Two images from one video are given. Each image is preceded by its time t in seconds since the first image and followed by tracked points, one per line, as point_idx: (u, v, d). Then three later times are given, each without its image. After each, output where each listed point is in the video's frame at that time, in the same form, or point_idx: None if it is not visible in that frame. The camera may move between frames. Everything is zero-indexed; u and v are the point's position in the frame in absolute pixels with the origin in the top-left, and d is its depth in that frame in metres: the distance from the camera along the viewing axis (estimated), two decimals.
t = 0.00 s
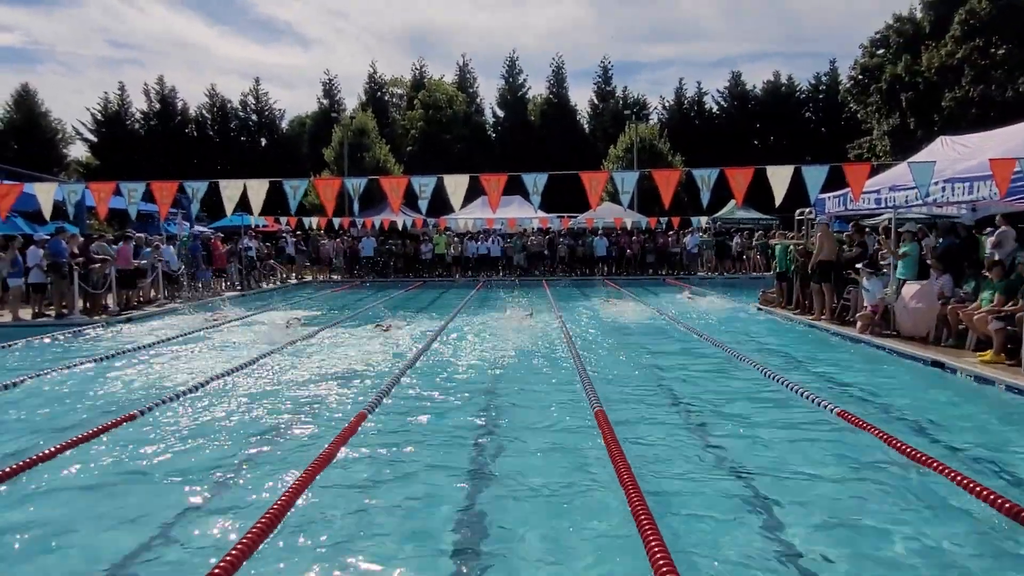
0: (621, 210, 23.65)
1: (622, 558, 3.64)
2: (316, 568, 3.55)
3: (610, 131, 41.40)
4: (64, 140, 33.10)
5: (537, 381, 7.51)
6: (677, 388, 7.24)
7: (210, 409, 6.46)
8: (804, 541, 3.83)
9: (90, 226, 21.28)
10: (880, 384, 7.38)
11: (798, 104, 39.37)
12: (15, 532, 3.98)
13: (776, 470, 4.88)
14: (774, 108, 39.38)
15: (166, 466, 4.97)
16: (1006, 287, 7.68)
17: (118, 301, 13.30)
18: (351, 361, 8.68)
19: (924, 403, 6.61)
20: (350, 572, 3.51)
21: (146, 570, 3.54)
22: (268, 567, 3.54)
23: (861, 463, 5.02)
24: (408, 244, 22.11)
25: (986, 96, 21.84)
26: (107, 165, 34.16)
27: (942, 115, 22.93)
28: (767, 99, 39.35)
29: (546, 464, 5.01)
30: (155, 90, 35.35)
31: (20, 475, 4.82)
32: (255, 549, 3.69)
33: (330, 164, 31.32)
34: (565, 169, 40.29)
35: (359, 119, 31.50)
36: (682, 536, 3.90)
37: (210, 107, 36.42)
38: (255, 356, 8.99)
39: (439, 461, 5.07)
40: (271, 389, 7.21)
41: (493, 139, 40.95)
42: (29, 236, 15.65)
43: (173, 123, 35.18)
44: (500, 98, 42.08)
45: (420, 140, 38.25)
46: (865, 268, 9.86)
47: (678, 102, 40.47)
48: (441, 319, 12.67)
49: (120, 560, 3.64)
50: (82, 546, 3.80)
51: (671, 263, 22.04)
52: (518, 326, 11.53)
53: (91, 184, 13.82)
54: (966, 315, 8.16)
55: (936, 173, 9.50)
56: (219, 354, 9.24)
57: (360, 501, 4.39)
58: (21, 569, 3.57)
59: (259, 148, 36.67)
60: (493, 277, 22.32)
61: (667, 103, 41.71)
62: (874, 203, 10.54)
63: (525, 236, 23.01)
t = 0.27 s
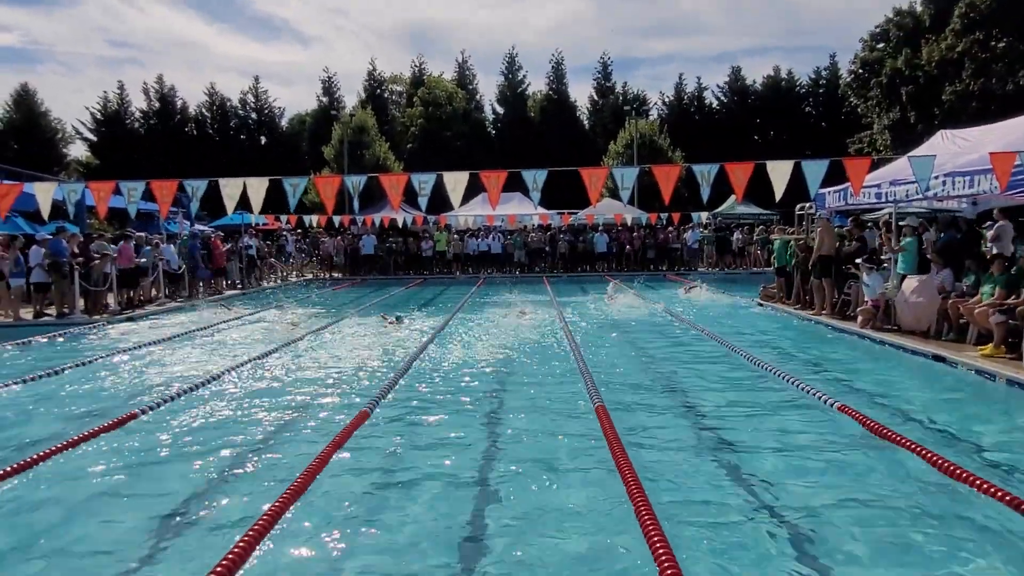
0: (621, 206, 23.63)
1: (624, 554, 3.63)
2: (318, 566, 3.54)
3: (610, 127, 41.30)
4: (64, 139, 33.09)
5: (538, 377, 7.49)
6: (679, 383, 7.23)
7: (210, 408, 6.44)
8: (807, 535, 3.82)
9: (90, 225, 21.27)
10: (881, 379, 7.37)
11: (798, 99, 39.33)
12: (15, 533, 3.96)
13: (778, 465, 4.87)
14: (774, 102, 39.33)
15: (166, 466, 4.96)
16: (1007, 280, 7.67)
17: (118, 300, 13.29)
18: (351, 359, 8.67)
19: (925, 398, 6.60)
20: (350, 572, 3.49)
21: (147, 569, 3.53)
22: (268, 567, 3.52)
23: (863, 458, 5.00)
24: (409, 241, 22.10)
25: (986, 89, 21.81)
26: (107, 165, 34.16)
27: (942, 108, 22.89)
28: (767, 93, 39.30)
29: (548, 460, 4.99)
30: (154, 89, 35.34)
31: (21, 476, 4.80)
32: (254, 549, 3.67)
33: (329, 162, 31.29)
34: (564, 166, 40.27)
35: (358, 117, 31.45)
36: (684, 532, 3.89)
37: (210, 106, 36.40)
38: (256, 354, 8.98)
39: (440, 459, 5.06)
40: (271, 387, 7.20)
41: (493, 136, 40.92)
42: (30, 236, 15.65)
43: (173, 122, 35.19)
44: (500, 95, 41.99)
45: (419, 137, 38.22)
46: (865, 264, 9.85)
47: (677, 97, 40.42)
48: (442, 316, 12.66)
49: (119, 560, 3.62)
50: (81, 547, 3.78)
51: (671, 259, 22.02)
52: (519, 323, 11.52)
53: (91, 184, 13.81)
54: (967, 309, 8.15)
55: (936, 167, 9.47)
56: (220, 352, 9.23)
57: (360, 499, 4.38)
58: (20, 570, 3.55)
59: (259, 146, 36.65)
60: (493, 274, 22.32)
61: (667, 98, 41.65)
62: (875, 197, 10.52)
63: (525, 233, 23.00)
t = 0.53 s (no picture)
0: (621, 207, 23.65)
1: (622, 555, 3.64)
2: (317, 565, 3.55)
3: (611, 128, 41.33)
4: (64, 138, 33.10)
5: (539, 378, 7.50)
6: (679, 385, 7.24)
7: (211, 407, 6.44)
8: (805, 537, 3.84)
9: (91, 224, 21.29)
10: (881, 381, 7.37)
11: (799, 101, 39.34)
12: (16, 532, 3.96)
13: (776, 467, 4.88)
14: (775, 104, 39.35)
15: (167, 464, 4.97)
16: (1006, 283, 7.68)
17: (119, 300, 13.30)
18: (351, 359, 8.68)
19: (925, 400, 6.61)
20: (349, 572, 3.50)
21: (147, 568, 3.53)
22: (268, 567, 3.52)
23: (863, 460, 5.01)
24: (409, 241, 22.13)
25: (987, 92, 21.83)
26: (107, 164, 34.17)
27: (943, 111, 22.91)
28: (768, 95, 39.32)
29: (547, 461, 5.01)
30: (155, 88, 35.37)
31: (21, 474, 4.81)
32: (254, 550, 3.67)
33: (330, 162, 31.32)
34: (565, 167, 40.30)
35: (359, 117, 31.46)
36: (683, 533, 3.90)
37: (211, 106, 36.42)
38: (256, 354, 8.98)
39: (440, 459, 5.06)
40: (272, 387, 7.20)
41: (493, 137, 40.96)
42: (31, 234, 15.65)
43: (174, 121, 35.23)
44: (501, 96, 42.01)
45: (420, 137, 38.27)
46: (865, 266, 9.85)
47: (678, 99, 40.44)
48: (442, 317, 12.67)
49: (118, 560, 3.62)
50: (81, 545, 3.79)
51: (671, 260, 22.01)
52: (520, 324, 11.53)
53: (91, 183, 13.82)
54: (966, 312, 8.16)
55: (936, 169, 9.49)
56: (220, 352, 9.24)
57: (360, 499, 4.39)
58: (20, 568, 3.55)
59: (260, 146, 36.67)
60: (494, 274, 22.33)
61: (667, 100, 41.66)
62: (875, 199, 10.53)
63: (526, 233, 23.01)
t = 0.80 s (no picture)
0: (621, 206, 23.65)
1: (620, 553, 3.63)
2: (314, 563, 3.54)
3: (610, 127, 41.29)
4: (63, 135, 33.06)
5: (538, 377, 7.48)
6: (677, 384, 7.22)
7: (209, 405, 6.42)
8: (803, 536, 3.83)
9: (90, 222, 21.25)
10: (880, 380, 7.37)
11: (798, 99, 39.34)
12: (12, 529, 3.95)
13: (775, 465, 4.87)
14: (775, 103, 39.34)
15: (164, 462, 4.95)
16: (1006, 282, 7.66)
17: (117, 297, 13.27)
18: (350, 357, 8.66)
19: (923, 400, 6.60)
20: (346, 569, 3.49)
21: (144, 565, 3.52)
22: (265, 565, 3.51)
23: (861, 459, 5.00)
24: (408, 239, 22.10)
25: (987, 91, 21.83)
26: (106, 161, 34.13)
27: (943, 110, 22.92)
28: (767, 94, 39.31)
29: (545, 459, 4.99)
30: (154, 86, 35.33)
31: (19, 472, 4.79)
32: (251, 547, 3.66)
33: (329, 160, 31.28)
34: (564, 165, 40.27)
35: (359, 115, 31.40)
36: (680, 532, 3.89)
37: (210, 103, 36.37)
38: (255, 352, 8.95)
39: (438, 457, 5.05)
40: (270, 385, 7.18)
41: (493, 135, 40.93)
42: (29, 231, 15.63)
43: (173, 118, 35.19)
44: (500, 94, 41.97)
45: (420, 135, 38.26)
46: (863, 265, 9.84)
47: (678, 97, 40.41)
48: (440, 315, 12.64)
49: (115, 558, 3.60)
50: (77, 543, 3.78)
51: (671, 259, 21.99)
52: (519, 322, 11.51)
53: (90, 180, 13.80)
54: (965, 311, 8.15)
55: (936, 169, 9.49)
56: (218, 349, 9.21)
57: (357, 497, 4.37)
58: (15, 566, 3.54)
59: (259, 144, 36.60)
60: (493, 273, 22.30)
61: (667, 98, 41.64)
62: (874, 199, 10.52)
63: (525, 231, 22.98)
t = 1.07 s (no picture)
0: (621, 205, 23.65)
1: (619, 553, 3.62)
2: (314, 563, 3.53)
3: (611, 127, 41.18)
4: (64, 133, 33.08)
5: (538, 376, 7.47)
6: (678, 383, 7.21)
7: (208, 404, 6.41)
8: (804, 537, 3.82)
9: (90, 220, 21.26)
10: (880, 381, 7.36)
11: (799, 99, 39.34)
12: (11, 527, 3.94)
13: (776, 466, 4.86)
14: (776, 103, 39.33)
15: (164, 460, 4.94)
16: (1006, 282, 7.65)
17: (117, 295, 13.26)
18: (350, 356, 8.65)
19: (923, 400, 6.59)
20: (346, 568, 3.49)
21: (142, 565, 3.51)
22: (265, 563, 3.51)
23: (861, 460, 4.99)
24: (408, 238, 22.10)
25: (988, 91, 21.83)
26: (107, 160, 34.17)
27: (944, 110, 22.92)
28: (768, 94, 39.30)
29: (544, 459, 4.98)
30: (155, 84, 35.35)
31: (18, 469, 4.78)
32: (251, 545, 3.65)
33: (330, 159, 31.28)
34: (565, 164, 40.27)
35: (359, 114, 31.37)
36: (681, 532, 3.88)
37: (211, 102, 36.37)
38: (255, 351, 8.94)
39: (438, 457, 5.03)
40: (270, 383, 7.17)
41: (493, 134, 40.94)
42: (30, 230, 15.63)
43: (173, 117, 35.22)
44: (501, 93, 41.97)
45: (421, 134, 38.29)
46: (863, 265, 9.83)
47: (679, 97, 40.40)
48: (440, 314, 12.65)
49: (114, 557, 3.59)
50: (76, 542, 3.77)
51: (671, 259, 21.99)
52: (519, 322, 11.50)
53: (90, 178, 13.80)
54: (965, 312, 8.14)
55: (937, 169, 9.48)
56: (219, 348, 9.21)
57: (357, 496, 4.36)
58: (14, 564, 3.53)
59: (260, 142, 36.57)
60: (493, 272, 22.31)
61: (668, 98, 41.63)
62: (875, 198, 10.51)
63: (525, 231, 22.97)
